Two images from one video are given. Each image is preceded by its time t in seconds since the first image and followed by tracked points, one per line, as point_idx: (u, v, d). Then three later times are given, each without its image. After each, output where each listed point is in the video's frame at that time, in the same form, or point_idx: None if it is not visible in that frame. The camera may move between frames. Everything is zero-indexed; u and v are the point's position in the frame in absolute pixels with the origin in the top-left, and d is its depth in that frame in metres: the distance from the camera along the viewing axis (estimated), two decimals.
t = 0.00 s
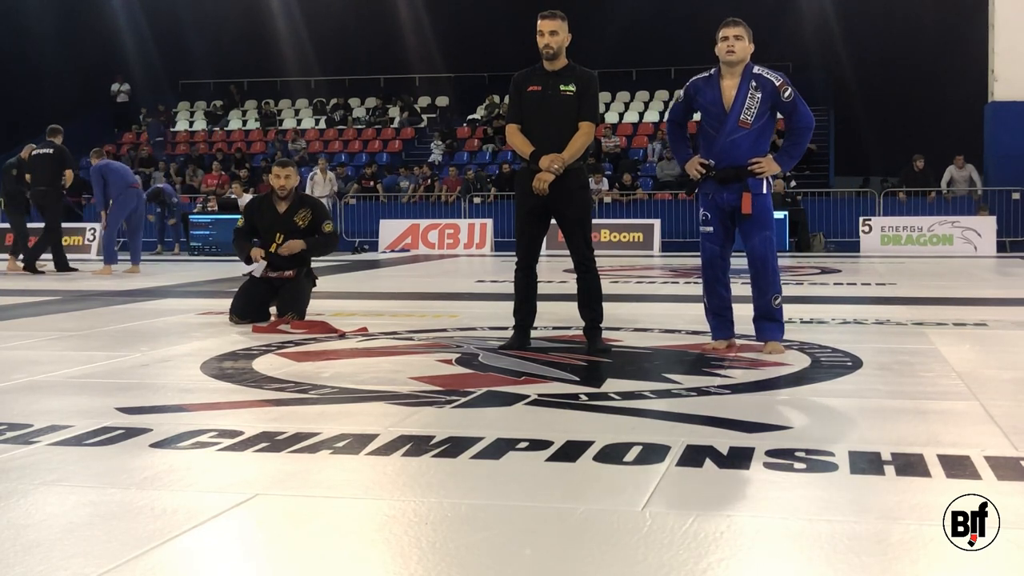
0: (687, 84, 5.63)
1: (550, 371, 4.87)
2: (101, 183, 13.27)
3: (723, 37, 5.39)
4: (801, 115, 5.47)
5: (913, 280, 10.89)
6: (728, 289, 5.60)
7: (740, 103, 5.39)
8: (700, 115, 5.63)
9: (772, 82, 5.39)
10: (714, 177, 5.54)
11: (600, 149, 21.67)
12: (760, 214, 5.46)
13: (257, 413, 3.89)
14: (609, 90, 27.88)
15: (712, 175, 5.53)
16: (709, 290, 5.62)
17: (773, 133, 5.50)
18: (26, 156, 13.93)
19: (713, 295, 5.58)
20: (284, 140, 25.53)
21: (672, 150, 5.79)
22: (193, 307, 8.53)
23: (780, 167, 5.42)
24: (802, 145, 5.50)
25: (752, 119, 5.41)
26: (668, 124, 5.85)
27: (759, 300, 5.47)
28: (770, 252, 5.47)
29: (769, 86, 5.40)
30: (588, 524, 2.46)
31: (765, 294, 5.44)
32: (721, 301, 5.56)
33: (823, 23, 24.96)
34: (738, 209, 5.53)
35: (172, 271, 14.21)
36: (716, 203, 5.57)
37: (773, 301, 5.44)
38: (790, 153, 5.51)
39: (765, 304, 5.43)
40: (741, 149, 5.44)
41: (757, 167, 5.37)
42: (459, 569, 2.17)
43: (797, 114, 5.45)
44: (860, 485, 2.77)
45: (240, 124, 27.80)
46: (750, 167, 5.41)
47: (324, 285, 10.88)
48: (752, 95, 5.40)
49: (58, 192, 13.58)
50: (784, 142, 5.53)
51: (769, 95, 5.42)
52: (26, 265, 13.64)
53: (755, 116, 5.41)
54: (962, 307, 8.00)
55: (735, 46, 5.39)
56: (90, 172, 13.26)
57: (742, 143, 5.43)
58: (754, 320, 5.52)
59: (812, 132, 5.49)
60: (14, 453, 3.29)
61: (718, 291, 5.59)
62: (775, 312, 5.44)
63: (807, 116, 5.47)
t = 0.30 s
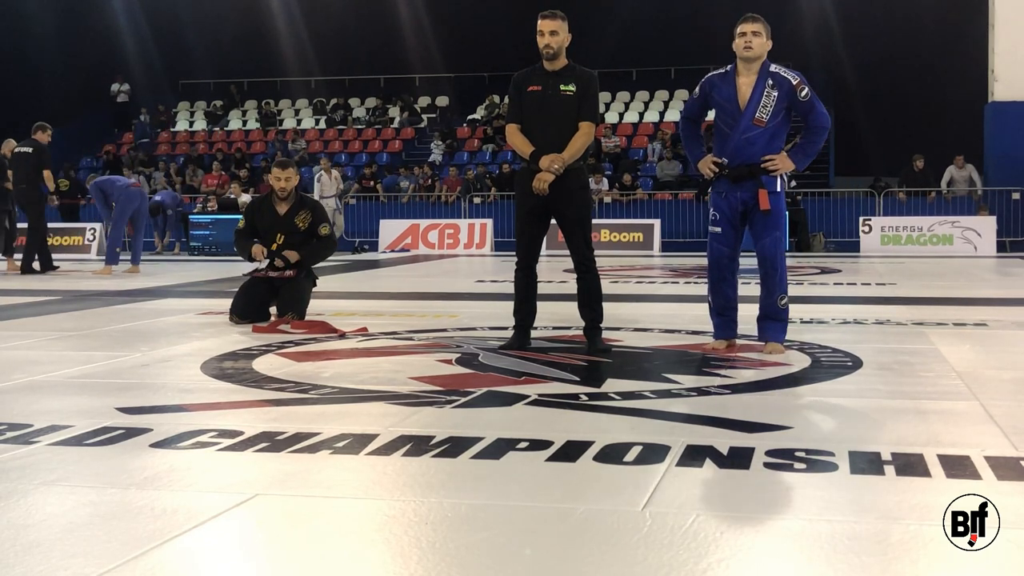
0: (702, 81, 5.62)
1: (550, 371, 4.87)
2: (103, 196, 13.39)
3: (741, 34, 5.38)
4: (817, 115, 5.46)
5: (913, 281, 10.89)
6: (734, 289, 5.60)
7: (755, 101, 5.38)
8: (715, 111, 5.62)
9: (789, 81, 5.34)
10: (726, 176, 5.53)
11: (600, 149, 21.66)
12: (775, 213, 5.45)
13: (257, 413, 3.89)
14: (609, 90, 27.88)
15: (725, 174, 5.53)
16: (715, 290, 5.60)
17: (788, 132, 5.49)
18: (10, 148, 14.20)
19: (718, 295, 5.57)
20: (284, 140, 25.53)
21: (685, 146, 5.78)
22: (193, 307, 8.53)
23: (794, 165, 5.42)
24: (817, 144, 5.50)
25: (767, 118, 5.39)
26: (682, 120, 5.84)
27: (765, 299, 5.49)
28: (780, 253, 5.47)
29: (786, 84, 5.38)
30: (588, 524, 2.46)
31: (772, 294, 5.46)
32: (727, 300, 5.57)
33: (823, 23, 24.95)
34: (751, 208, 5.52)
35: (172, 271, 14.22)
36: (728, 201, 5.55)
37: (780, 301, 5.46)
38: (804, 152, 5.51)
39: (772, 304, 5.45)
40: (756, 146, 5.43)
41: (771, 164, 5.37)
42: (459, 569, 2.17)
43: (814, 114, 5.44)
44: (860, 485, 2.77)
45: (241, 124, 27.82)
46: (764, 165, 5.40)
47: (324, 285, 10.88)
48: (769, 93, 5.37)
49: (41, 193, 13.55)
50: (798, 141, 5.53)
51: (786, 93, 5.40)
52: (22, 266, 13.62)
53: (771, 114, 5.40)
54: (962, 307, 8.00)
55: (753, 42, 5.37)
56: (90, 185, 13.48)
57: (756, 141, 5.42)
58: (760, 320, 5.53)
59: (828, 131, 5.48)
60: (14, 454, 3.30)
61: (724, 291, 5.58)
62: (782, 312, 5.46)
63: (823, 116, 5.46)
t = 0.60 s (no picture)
0: (717, 80, 5.61)
1: (550, 371, 4.87)
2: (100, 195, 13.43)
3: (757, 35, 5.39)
4: (831, 117, 5.47)
5: (914, 281, 10.88)
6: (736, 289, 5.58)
7: (770, 101, 5.38)
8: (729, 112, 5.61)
9: (804, 82, 5.37)
10: (739, 177, 5.51)
11: (600, 149, 21.66)
12: (788, 215, 5.48)
13: (257, 413, 3.89)
14: (609, 90, 27.89)
15: (738, 175, 5.50)
16: (717, 288, 5.57)
17: (802, 133, 5.50)
18: None
19: (720, 293, 5.53)
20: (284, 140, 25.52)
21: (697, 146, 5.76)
22: (193, 307, 8.54)
23: (807, 167, 5.42)
24: (831, 146, 5.51)
25: (782, 119, 5.39)
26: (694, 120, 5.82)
27: (771, 300, 5.50)
28: (789, 254, 5.49)
29: (801, 85, 5.39)
30: (588, 525, 2.46)
31: (778, 294, 5.47)
32: (730, 300, 5.54)
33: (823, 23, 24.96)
34: (763, 208, 5.52)
35: (172, 271, 14.23)
36: (740, 201, 5.53)
37: (786, 302, 5.47)
38: (818, 154, 5.51)
39: (778, 305, 5.46)
40: (770, 147, 5.43)
41: (784, 165, 5.37)
42: (459, 570, 2.17)
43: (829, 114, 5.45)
44: (859, 485, 2.77)
45: (241, 124, 27.83)
46: (777, 166, 5.40)
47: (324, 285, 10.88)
48: (784, 94, 5.38)
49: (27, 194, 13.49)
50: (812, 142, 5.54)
51: (801, 94, 5.41)
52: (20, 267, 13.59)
53: (785, 116, 5.40)
54: (961, 307, 8.01)
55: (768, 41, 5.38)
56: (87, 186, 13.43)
57: (770, 142, 5.42)
58: (764, 320, 5.53)
59: (842, 133, 5.50)
60: (14, 454, 3.30)
61: (727, 290, 5.56)
62: (787, 313, 5.47)
63: (837, 118, 5.47)
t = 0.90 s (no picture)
0: (723, 78, 5.58)
1: (550, 371, 4.87)
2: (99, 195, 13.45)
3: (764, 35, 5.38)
4: (838, 116, 5.50)
5: (914, 281, 10.88)
6: (734, 286, 5.52)
7: (780, 100, 5.37)
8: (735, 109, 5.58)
9: (814, 80, 5.39)
10: (747, 176, 5.50)
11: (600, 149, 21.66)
12: (796, 215, 5.49)
13: (257, 413, 3.89)
14: (609, 90, 27.89)
15: (746, 174, 5.49)
16: (717, 284, 5.54)
17: (809, 132, 5.51)
18: None
19: (720, 289, 5.50)
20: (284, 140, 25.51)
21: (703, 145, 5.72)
22: (193, 307, 8.53)
23: (814, 166, 5.44)
24: (838, 145, 5.53)
25: (791, 117, 5.39)
26: (699, 117, 5.78)
27: (775, 299, 5.51)
28: (794, 255, 5.52)
29: (809, 84, 5.40)
30: (588, 525, 2.46)
31: (782, 293, 5.48)
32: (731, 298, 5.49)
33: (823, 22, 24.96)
34: (770, 207, 5.54)
35: (172, 271, 14.22)
36: (747, 200, 5.52)
37: (789, 302, 5.48)
38: (824, 153, 5.53)
39: (781, 305, 5.47)
40: (779, 146, 5.43)
41: (793, 166, 5.40)
42: (459, 569, 2.17)
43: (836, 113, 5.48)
44: (860, 485, 2.77)
45: (240, 124, 27.82)
46: (786, 166, 5.42)
47: (324, 285, 10.88)
48: (793, 93, 5.38)
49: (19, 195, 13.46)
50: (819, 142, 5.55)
51: (809, 93, 5.42)
52: (21, 266, 13.59)
53: (794, 114, 5.40)
54: (961, 307, 8.01)
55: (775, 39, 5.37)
56: (87, 189, 13.50)
57: (780, 141, 5.42)
58: (766, 318, 5.53)
59: (848, 132, 5.53)
60: (14, 454, 3.29)
61: (726, 286, 5.51)
62: (789, 313, 5.48)
63: (844, 116, 5.50)
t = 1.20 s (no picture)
0: (724, 79, 5.57)
1: (550, 371, 4.87)
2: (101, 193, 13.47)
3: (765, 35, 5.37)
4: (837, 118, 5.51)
5: (914, 281, 10.87)
6: (739, 288, 5.52)
7: (781, 101, 5.36)
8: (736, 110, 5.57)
9: (815, 82, 5.40)
10: (748, 176, 5.50)
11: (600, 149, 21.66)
12: (798, 215, 5.50)
13: (257, 413, 3.88)
14: (609, 90, 27.89)
15: (747, 174, 5.50)
16: (720, 285, 5.53)
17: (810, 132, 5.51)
18: None
19: (723, 290, 5.49)
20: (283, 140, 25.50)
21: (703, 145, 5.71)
22: (193, 307, 8.52)
23: (815, 166, 5.43)
24: (838, 145, 5.54)
25: (792, 118, 5.38)
26: (699, 118, 5.77)
27: (776, 299, 5.51)
28: (795, 254, 5.52)
29: (811, 86, 5.40)
30: (588, 525, 2.45)
31: (783, 293, 5.49)
32: (733, 299, 5.49)
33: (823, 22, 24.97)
34: (772, 207, 5.53)
35: (171, 271, 14.21)
36: (749, 200, 5.51)
37: (790, 301, 5.48)
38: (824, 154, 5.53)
39: (781, 304, 5.48)
40: (780, 147, 5.42)
41: (794, 166, 5.40)
42: (458, 569, 2.17)
43: (839, 114, 5.51)
44: (860, 484, 2.77)
45: (240, 124, 27.83)
46: (786, 166, 5.42)
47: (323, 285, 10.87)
48: (795, 94, 5.38)
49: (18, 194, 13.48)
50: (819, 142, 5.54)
51: (811, 94, 5.43)
52: (24, 267, 13.52)
53: (795, 115, 5.39)
54: (962, 307, 7.99)
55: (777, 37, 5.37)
56: (88, 189, 13.53)
57: (781, 142, 5.42)
58: (767, 318, 5.53)
59: (848, 134, 5.54)
60: (14, 454, 3.29)
61: (729, 288, 5.50)
62: (790, 312, 5.48)
63: (843, 119, 5.52)
